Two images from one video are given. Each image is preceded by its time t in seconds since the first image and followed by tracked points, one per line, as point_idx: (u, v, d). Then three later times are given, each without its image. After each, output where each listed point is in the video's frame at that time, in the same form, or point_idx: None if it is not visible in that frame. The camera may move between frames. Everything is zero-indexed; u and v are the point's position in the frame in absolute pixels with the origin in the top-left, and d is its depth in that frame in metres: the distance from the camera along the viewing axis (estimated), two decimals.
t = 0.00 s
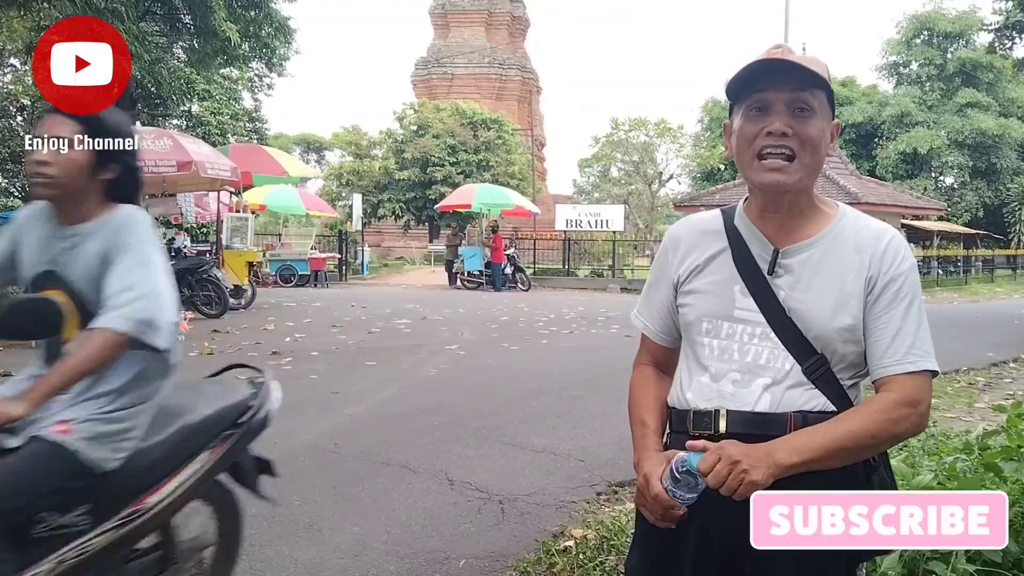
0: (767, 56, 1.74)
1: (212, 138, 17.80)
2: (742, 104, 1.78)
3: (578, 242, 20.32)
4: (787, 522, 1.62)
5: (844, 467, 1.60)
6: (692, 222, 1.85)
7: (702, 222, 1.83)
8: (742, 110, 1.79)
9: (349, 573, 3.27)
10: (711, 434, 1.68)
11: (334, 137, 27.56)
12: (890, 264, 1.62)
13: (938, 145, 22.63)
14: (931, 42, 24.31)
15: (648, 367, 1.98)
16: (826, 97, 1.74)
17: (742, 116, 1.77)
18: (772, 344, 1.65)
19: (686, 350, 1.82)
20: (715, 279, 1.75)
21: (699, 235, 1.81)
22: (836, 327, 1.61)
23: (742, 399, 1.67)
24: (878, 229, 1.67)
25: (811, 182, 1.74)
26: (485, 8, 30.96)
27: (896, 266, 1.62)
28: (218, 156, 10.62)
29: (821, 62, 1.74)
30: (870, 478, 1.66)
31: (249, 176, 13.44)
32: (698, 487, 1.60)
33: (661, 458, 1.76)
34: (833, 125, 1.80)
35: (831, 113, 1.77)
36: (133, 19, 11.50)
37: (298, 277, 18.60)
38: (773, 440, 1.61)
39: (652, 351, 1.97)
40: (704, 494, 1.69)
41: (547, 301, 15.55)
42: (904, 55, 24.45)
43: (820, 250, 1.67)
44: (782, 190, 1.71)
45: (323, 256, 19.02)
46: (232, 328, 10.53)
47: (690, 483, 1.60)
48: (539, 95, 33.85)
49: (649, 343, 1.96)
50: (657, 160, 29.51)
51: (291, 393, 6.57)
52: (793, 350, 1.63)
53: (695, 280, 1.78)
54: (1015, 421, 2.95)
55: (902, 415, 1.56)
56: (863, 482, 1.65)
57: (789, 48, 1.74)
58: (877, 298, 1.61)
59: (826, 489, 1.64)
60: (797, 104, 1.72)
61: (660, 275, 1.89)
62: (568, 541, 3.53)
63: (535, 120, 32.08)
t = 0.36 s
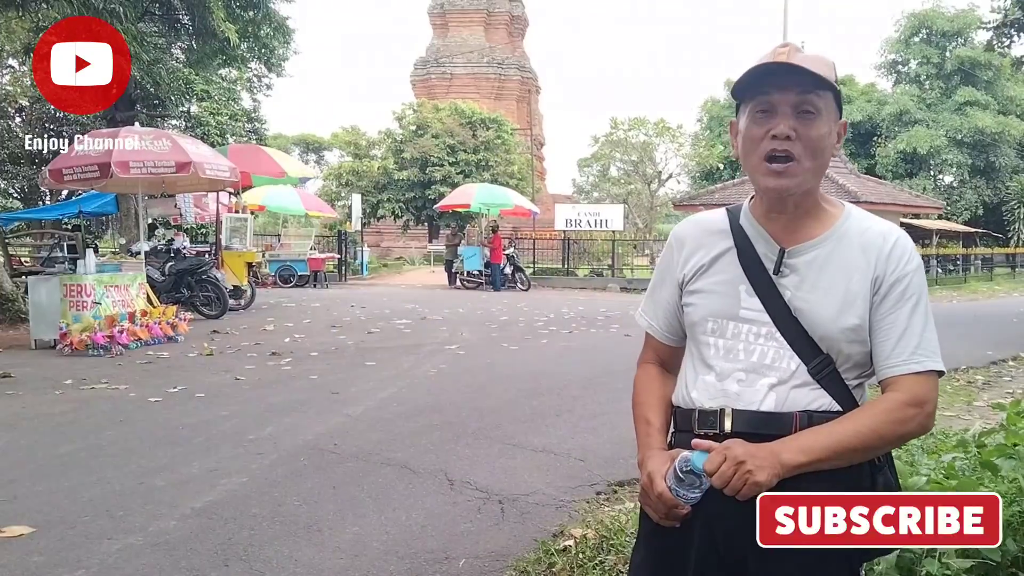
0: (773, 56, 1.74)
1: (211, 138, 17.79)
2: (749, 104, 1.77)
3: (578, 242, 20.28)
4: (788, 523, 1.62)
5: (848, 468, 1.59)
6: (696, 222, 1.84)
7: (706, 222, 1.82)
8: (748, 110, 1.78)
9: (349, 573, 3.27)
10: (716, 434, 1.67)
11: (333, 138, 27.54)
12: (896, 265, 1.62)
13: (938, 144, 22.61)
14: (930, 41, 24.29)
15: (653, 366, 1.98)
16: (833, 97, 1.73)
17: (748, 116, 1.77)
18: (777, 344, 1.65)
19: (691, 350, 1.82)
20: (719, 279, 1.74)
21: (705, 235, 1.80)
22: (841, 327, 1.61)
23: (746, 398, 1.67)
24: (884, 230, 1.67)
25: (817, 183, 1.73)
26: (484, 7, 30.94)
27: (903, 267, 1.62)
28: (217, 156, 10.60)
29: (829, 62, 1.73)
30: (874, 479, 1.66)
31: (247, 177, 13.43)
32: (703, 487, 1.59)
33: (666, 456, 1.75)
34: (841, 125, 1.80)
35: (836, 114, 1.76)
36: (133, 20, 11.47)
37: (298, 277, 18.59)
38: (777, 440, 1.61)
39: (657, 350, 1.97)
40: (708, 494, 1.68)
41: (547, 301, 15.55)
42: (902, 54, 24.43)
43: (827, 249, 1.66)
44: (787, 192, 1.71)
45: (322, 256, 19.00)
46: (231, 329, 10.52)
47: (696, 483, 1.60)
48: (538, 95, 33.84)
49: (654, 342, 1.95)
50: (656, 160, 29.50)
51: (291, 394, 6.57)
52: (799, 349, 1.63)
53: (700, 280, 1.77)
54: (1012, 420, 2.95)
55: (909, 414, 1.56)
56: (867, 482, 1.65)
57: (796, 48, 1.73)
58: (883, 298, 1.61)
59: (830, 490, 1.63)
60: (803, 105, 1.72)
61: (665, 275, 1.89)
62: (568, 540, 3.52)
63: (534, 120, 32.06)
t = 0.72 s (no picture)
0: (773, 59, 1.73)
1: (211, 138, 17.78)
2: (749, 108, 1.76)
3: (577, 241, 20.27)
4: (788, 523, 1.61)
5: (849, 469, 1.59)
6: (702, 223, 1.84)
7: (711, 222, 1.82)
8: (748, 114, 1.78)
9: (349, 572, 3.27)
10: (717, 433, 1.67)
11: (333, 137, 27.53)
12: (900, 266, 1.61)
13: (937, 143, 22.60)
14: (929, 40, 24.28)
15: (660, 365, 1.97)
16: (835, 99, 1.72)
17: (749, 120, 1.77)
18: (780, 345, 1.64)
19: (695, 349, 1.81)
20: (724, 279, 1.74)
21: (710, 235, 1.80)
22: (844, 329, 1.60)
23: (748, 398, 1.66)
24: (888, 232, 1.66)
25: (819, 184, 1.72)
26: (483, 7, 30.93)
27: (906, 269, 1.61)
28: (216, 156, 10.59)
29: (830, 63, 1.71)
30: (876, 480, 1.66)
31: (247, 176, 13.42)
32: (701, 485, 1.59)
33: (669, 454, 1.75)
34: (844, 125, 1.78)
35: (839, 115, 1.75)
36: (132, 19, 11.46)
37: (297, 277, 18.59)
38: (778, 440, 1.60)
39: (664, 350, 1.97)
40: (707, 493, 1.68)
41: (546, 300, 15.55)
42: (902, 53, 24.42)
43: (830, 251, 1.65)
44: (789, 194, 1.70)
45: (322, 256, 19.00)
46: (230, 328, 10.51)
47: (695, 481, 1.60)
48: (537, 94, 33.83)
49: (662, 342, 1.95)
50: (655, 159, 29.48)
51: (290, 393, 6.56)
52: (802, 350, 1.62)
53: (705, 280, 1.77)
54: (1012, 419, 2.95)
55: (911, 416, 1.55)
56: (866, 483, 1.64)
57: (796, 50, 1.72)
58: (887, 300, 1.60)
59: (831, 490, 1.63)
60: (802, 109, 1.71)
61: (671, 275, 1.89)
62: (568, 540, 3.52)
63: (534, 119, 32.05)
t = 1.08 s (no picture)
0: (762, 60, 1.73)
1: (211, 138, 17.79)
2: (743, 109, 1.76)
3: (578, 241, 20.26)
4: (788, 523, 1.59)
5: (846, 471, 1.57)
6: (710, 223, 1.84)
7: (718, 223, 1.83)
8: (743, 116, 1.78)
9: (348, 573, 3.26)
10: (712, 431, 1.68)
11: (334, 137, 27.54)
12: (899, 266, 1.58)
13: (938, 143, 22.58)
14: (929, 40, 24.26)
15: (670, 366, 1.97)
16: (826, 93, 1.69)
17: (743, 121, 1.76)
18: (778, 346, 1.63)
19: (700, 349, 1.82)
20: (725, 281, 1.74)
21: (715, 236, 1.81)
22: (841, 330, 1.57)
23: (743, 398, 1.66)
24: (890, 231, 1.62)
25: (816, 182, 1.69)
26: (484, 7, 30.94)
27: (906, 269, 1.57)
28: (216, 155, 10.58)
29: (819, 59, 1.69)
30: (876, 480, 1.65)
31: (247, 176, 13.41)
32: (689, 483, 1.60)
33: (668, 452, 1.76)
34: (844, 118, 1.74)
35: (834, 110, 1.71)
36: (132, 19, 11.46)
37: (298, 277, 18.59)
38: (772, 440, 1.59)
39: (674, 351, 1.96)
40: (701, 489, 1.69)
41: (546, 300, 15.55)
42: (902, 54, 24.40)
43: (829, 251, 1.63)
44: (785, 193, 1.69)
45: (322, 256, 19.00)
46: (231, 328, 10.51)
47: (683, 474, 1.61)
48: (537, 94, 33.88)
49: (673, 343, 1.95)
50: (656, 159, 29.47)
51: (289, 394, 6.54)
52: (798, 352, 1.60)
53: (709, 281, 1.78)
54: (1013, 419, 2.94)
55: (906, 421, 1.52)
56: (864, 483, 1.63)
57: (786, 49, 1.71)
58: (885, 302, 1.57)
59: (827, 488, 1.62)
60: (791, 104, 1.69)
61: (680, 275, 1.89)
62: (568, 541, 3.51)
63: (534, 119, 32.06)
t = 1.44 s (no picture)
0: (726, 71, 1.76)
1: (211, 138, 17.81)
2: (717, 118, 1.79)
3: (577, 242, 20.27)
4: (788, 523, 1.61)
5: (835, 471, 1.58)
6: (708, 220, 1.87)
7: (714, 220, 1.86)
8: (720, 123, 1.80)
9: (348, 573, 3.28)
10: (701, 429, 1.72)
11: (333, 137, 27.54)
12: (886, 268, 1.57)
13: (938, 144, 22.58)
14: (929, 41, 24.28)
15: (668, 358, 2.00)
16: (790, 90, 1.67)
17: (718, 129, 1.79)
18: (765, 346, 1.65)
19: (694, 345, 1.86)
20: (716, 279, 1.77)
21: (710, 232, 1.84)
22: (827, 332, 1.58)
23: (729, 398, 1.70)
24: (878, 232, 1.61)
25: (795, 180, 1.68)
26: (484, 7, 30.94)
27: (892, 271, 1.56)
28: (216, 156, 10.60)
29: (777, 59, 1.69)
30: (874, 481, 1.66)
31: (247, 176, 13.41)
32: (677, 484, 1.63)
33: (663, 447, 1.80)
34: (823, 109, 1.70)
35: (804, 104, 1.69)
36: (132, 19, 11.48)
37: (297, 277, 18.60)
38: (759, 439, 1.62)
39: (672, 344, 1.99)
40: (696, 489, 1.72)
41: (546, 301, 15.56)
42: (902, 54, 24.42)
43: (814, 252, 1.64)
44: (763, 195, 1.70)
45: (322, 256, 19.00)
46: (230, 328, 10.51)
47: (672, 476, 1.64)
48: (537, 95, 33.88)
49: (669, 338, 1.98)
50: (656, 160, 29.45)
51: (289, 394, 6.55)
52: (785, 353, 1.62)
53: (702, 277, 1.81)
54: (1012, 419, 2.96)
55: (891, 427, 1.52)
56: (862, 483, 1.64)
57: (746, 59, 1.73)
58: (871, 304, 1.57)
59: (824, 488, 1.64)
60: (751, 107, 1.70)
61: (677, 272, 1.93)
62: (567, 541, 3.52)
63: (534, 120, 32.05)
